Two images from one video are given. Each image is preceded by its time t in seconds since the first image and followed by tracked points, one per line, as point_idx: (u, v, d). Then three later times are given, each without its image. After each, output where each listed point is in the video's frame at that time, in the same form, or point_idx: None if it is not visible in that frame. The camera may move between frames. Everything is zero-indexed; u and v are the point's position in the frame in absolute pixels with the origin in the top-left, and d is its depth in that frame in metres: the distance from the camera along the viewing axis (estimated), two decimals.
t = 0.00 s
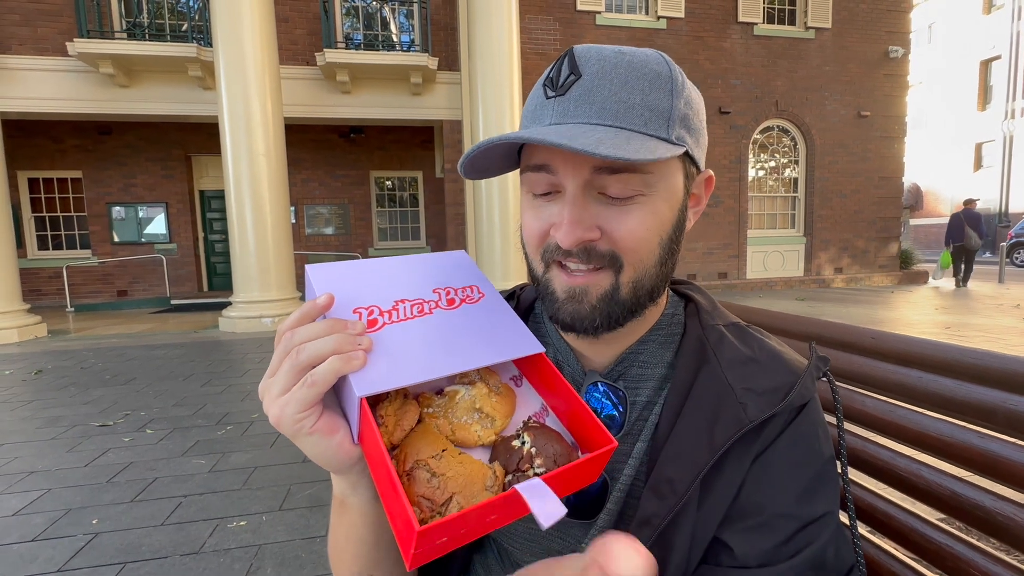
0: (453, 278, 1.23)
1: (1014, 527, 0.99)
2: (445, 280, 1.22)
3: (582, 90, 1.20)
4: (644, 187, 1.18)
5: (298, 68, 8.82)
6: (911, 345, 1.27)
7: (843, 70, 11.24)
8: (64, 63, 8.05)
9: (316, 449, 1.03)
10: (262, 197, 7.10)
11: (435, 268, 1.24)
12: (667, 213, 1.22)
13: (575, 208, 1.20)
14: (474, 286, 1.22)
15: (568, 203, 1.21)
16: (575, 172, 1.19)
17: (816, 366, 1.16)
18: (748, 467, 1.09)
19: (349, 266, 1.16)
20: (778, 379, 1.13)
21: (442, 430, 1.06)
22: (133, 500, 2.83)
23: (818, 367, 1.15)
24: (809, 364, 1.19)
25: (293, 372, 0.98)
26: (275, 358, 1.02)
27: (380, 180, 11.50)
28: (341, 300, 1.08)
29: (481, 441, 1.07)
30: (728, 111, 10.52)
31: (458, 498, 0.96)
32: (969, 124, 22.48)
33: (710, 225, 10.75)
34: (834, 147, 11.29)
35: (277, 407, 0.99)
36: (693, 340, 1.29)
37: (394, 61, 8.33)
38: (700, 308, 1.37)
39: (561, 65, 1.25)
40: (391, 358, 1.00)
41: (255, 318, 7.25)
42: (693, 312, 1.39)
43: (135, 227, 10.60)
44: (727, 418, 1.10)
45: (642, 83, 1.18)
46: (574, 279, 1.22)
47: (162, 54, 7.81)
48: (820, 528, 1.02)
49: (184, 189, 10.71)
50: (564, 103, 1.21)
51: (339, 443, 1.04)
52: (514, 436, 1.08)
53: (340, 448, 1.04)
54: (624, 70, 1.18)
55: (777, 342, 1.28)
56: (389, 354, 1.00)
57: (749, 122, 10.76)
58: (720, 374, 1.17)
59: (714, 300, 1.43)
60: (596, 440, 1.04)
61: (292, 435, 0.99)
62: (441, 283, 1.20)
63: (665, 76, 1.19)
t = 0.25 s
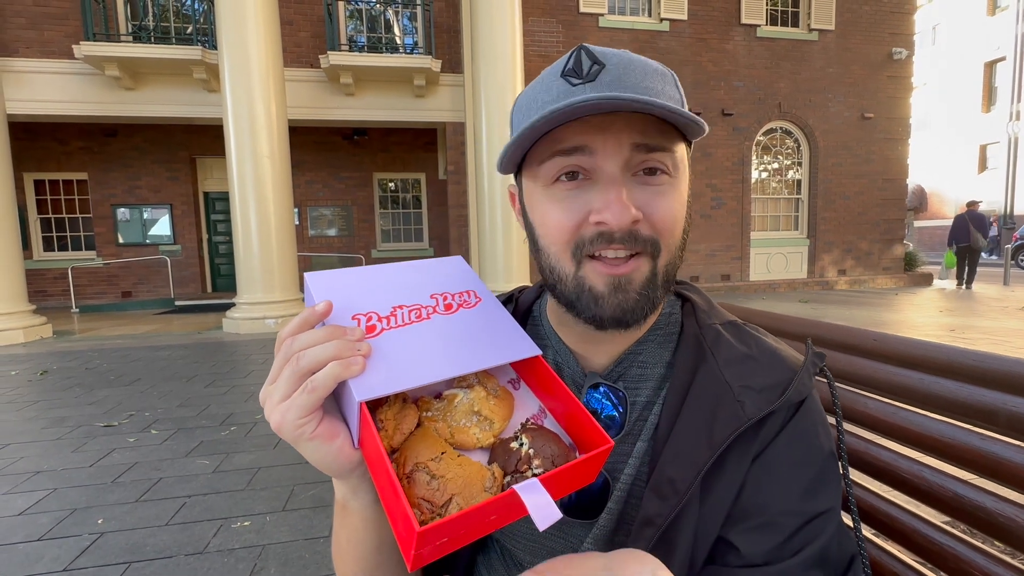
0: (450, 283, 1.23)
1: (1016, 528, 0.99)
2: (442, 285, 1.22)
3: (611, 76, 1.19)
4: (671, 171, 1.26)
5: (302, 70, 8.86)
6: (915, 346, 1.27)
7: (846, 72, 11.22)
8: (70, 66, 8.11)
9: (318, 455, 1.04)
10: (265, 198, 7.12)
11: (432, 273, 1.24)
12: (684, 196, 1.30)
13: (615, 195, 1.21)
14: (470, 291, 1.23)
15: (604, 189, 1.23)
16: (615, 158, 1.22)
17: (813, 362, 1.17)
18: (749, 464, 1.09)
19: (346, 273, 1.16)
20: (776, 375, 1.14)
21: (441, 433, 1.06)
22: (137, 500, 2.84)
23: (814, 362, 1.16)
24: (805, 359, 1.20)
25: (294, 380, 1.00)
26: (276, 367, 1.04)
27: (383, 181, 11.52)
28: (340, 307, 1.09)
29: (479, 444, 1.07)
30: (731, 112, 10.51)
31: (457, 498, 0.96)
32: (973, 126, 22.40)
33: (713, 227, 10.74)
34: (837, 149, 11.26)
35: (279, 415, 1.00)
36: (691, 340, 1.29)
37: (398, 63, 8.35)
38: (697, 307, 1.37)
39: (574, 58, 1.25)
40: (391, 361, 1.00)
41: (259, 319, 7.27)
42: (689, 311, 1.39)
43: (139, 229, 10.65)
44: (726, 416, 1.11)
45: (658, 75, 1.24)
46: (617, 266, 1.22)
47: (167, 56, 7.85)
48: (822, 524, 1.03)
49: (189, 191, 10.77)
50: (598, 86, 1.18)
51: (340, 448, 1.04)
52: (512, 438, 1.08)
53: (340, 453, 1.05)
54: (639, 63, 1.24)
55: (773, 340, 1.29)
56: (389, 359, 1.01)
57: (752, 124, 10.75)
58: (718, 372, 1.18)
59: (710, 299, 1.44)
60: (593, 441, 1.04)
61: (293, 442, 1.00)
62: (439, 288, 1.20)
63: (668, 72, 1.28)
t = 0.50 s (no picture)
0: (447, 290, 1.24)
1: (1015, 529, 0.99)
2: (439, 292, 1.23)
3: (585, 88, 1.18)
4: (645, 184, 1.22)
5: (306, 72, 8.89)
6: (916, 350, 1.28)
7: (850, 73, 11.21)
8: (76, 69, 8.15)
9: (316, 460, 1.05)
10: (270, 199, 7.15)
11: (430, 280, 1.25)
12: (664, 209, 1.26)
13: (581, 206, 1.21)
14: (467, 298, 1.23)
15: (573, 201, 1.23)
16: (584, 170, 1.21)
17: (807, 363, 1.18)
18: (746, 467, 1.09)
19: (345, 279, 1.17)
20: (771, 378, 1.14)
21: (439, 438, 1.07)
22: (142, 500, 2.86)
23: (808, 365, 1.17)
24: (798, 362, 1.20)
25: (292, 386, 1.00)
26: (275, 373, 1.05)
27: (386, 183, 11.55)
28: (338, 312, 1.10)
29: (476, 449, 1.07)
30: (734, 114, 10.50)
31: (454, 502, 0.96)
32: (979, 128, 22.28)
33: (716, 228, 10.73)
34: (841, 150, 11.24)
35: (277, 420, 1.01)
36: (685, 343, 1.30)
37: (402, 65, 8.38)
38: (691, 311, 1.38)
39: (558, 68, 1.24)
40: (389, 367, 1.01)
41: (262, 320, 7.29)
42: (683, 315, 1.40)
43: (144, 230, 10.70)
44: (722, 419, 1.11)
45: (640, 86, 1.21)
46: (582, 278, 1.22)
47: (173, 58, 7.90)
48: (820, 525, 1.03)
49: (193, 192, 10.81)
50: (570, 100, 1.18)
51: (338, 453, 1.05)
52: (508, 442, 1.09)
53: (338, 457, 1.06)
54: (621, 73, 1.21)
55: (768, 342, 1.29)
56: (388, 364, 1.02)
57: (756, 126, 10.75)
58: (713, 375, 1.18)
59: (704, 301, 1.45)
60: (588, 446, 1.04)
61: (291, 446, 1.01)
62: (436, 295, 1.21)
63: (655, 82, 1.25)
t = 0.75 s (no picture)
0: (435, 299, 1.24)
1: (1016, 529, 1.00)
2: (427, 301, 1.23)
3: (574, 85, 1.19)
4: (636, 179, 1.22)
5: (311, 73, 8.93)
6: (920, 351, 1.28)
7: (856, 73, 11.16)
8: (83, 71, 8.20)
9: (299, 468, 1.05)
10: (275, 200, 7.19)
11: (418, 289, 1.25)
12: (656, 202, 1.26)
13: (571, 202, 1.22)
14: (455, 307, 1.24)
15: (564, 197, 1.23)
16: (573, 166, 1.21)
17: (801, 361, 1.18)
18: (742, 466, 1.10)
19: (333, 287, 1.18)
20: (764, 377, 1.15)
21: (423, 447, 1.07)
22: (148, 499, 2.88)
23: (802, 363, 1.17)
24: (792, 358, 1.20)
25: (277, 393, 1.01)
26: (260, 379, 1.06)
27: (390, 184, 11.59)
28: (325, 319, 1.11)
29: (460, 458, 1.08)
30: (739, 114, 10.48)
31: (437, 510, 0.96)
32: (986, 128, 22.12)
33: (721, 229, 10.71)
34: (846, 151, 11.20)
35: (260, 428, 1.02)
36: (679, 341, 1.30)
37: (406, 67, 8.41)
38: (684, 308, 1.38)
39: (547, 65, 1.24)
40: (375, 374, 1.02)
41: (268, 320, 7.32)
42: (677, 313, 1.40)
43: (150, 231, 10.77)
44: (715, 418, 1.12)
45: (630, 81, 1.21)
46: (574, 273, 1.23)
47: (180, 60, 7.95)
48: (815, 524, 1.04)
49: (199, 193, 10.88)
50: (558, 96, 1.18)
51: (321, 461, 1.05)
52: (493, 452, 1.09)
53: (322, 465, 1.06)
54: (611, 69, 1.20)
55: (763, 339, 1.29)
56: (375, 371, 1.02)
57: (760, 126, 10.72)
58: (707, 374, 1.18)
59: (698, 298, 1.45)
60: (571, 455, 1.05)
61: (275, 453, 1.01)
62: (423, 303, 1.22)
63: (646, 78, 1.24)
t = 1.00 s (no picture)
0: (424, 334, 1.17)
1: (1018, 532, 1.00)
2: (416, 336, 1.16)
3: (544, 98, 1.22)
4: (608, 194, 1.19)
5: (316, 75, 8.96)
6: (924, 353, 1.27)
7: (861, 73, 11.12)
8: (90, 74, 8.26)
9: (265, 513, 1.00)
10: (280, 201, 7.22)
11: (407, 321, 1.19)
12: (634, 217, 1.22)
13: (541, 216, 1.21)
14: (445, 346, 1.17)
15: (535, 210, 1.22)
16: (541, 180, 1.20)
17: (799, 363, 1.18)
18: (739, 469, 1.10)
19: (321, 313, 1.12)
20: (761, 380, 1.15)
21: (399, 498, 0.96)
22: (154, 498, 2.90)
23: (799, 366, 1.17)
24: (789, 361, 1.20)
25: (254, 428, 0.97)
26: (236, 410, 1.02)
27: (395, 185, 11.63)
28: (310, 348, 1.04)
29: (437, 514, 0.97)
30: (743, 115, 10.45)
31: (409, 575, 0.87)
32: (993, 128, 22.00)
33: (725, 230, 10.68)
34: (852, 151, 11.15)
35: (229, 466, 0.97)
36: (676, 344, 1.30)
37: (410, 68, 8.43)
38: (681, 310, 1.38)
39: (525, 74, 1.26)
40: (359, 416, 0.94)
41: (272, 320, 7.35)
42: (674, 315, 1.40)
43: (156, 232, 10.83)
44: (712, 424, 1.12)
45: (605, 90, 1.19)
46: (544, 286, 1.22)
47: (186, 62, 8.01)
48: (813, 529, 1.04)
49: (205, 194, 10.94)
50: (526, 112, 1.24)
51: (290, 506, 1.01)
52: (471, 509, 0.99)
53: (290, 510, 1.01)
54: (586, 77, 1.19)
55: (761, 341, 1.29)
56: (359, 412, 0.95)
57: (765, 127, 10.69)
58: (705, 378, 1.18)
59: (695, 299, 1.45)
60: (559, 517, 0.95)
61: (240, 496, 0.97)
62: (412, 339, 1.14)
63: (629, 82, 1.20)
